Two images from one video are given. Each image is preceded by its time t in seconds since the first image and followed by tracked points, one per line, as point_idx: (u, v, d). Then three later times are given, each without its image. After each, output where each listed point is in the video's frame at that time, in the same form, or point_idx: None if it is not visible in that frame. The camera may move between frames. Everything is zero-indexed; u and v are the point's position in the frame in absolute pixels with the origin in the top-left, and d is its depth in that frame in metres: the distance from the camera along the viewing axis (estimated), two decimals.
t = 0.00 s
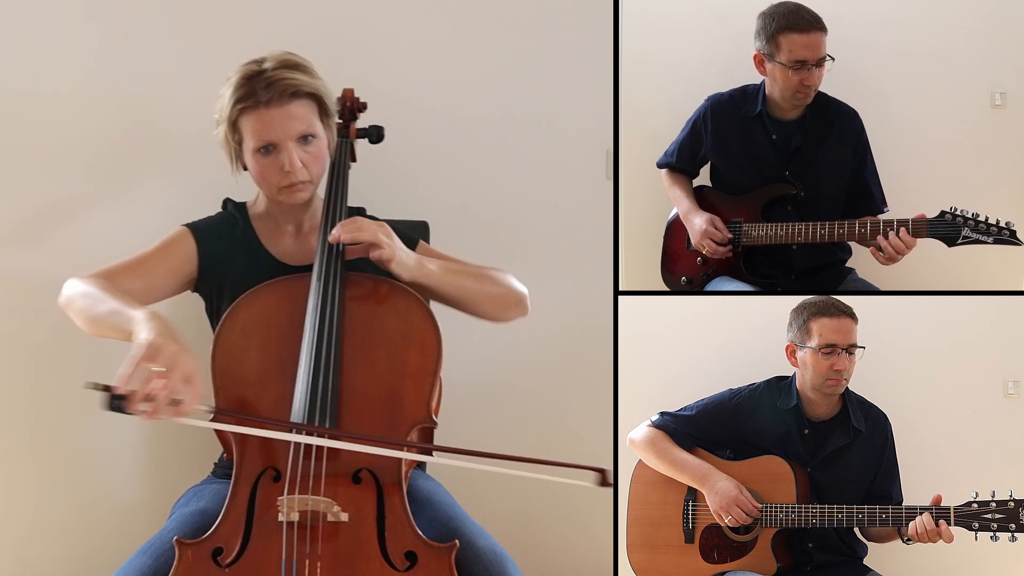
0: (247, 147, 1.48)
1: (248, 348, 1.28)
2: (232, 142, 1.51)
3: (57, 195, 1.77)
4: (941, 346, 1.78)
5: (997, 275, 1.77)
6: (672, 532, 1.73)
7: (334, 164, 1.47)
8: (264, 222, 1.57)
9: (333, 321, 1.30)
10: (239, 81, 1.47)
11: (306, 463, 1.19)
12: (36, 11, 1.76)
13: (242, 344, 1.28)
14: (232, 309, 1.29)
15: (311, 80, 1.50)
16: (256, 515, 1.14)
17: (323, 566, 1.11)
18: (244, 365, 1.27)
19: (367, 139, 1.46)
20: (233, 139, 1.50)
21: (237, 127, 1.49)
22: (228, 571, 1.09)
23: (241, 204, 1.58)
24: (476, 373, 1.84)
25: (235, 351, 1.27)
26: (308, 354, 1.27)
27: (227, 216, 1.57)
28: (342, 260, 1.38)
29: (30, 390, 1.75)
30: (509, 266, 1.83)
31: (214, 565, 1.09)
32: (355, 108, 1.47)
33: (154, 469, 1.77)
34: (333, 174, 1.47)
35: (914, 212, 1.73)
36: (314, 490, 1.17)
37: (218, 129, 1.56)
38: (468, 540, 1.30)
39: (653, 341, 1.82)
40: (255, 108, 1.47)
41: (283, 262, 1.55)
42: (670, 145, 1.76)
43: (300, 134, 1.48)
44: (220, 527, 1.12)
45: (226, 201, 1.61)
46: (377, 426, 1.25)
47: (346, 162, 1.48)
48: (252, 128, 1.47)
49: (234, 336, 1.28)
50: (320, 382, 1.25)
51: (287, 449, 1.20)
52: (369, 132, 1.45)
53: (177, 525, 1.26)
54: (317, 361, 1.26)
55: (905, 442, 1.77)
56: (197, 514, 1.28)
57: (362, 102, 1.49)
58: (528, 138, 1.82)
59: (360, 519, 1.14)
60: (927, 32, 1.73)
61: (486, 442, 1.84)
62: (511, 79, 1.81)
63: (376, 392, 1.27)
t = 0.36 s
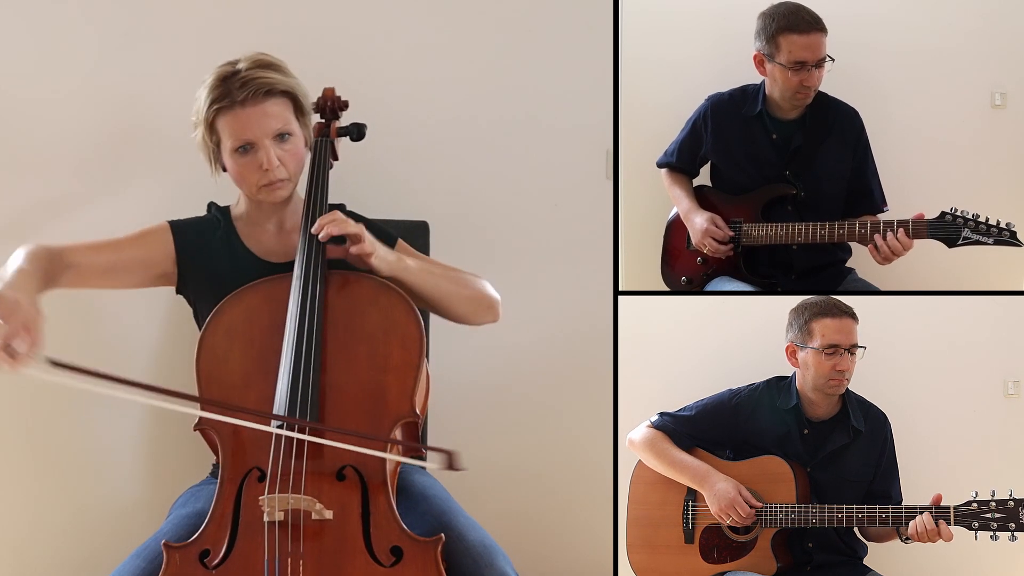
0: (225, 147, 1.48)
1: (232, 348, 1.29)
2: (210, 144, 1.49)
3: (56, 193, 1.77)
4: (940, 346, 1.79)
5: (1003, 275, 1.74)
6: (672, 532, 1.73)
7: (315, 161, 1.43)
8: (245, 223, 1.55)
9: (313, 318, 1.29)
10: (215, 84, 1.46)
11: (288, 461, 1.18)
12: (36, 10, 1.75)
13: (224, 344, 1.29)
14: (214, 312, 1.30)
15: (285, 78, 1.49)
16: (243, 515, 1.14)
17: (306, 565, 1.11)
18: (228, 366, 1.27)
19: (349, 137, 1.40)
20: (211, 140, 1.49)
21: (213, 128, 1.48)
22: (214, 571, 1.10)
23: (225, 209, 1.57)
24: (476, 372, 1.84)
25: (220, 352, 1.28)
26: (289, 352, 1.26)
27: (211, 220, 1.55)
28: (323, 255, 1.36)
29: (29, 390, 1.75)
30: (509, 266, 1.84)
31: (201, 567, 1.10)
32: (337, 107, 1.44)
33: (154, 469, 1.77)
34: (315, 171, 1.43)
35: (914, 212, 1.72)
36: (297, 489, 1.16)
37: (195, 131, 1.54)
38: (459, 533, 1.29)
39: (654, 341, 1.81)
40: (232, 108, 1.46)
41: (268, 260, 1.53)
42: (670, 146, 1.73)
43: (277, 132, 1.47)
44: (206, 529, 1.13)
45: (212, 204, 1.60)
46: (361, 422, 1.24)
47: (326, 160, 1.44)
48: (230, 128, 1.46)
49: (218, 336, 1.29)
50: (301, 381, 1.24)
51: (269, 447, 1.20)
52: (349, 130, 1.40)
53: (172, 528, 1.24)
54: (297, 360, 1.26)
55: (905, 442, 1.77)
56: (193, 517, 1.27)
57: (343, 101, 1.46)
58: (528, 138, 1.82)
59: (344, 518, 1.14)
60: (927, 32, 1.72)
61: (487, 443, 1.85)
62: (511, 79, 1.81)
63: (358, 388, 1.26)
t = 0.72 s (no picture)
0: (225, 138, 1.47)
1: (237, 347, 1.28)
2: (210, 137, 1.49)
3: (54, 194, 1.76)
4: (940, 345, 1.79)
5: (1002, 273, 1.75)
6: (673, 532, 1.73)
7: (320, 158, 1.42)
8: (247, 219, 1.55)
9: (321, 316, 1.30)
10: (214, 74, 1.47)
11: (297, 462, 1.18)
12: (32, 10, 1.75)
13: (231, 342, 1.29)
14: (220, 310, 1.30)
15: (283, 68, 1.50)
16: (249, 515, 1.13)
17: (313, 565, 1.10)
18: (234, 365, 1.27)
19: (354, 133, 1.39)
20: (211, 132, 1.49)
21: (213, 119, 1.48)
22: (219, 570, 1.09)
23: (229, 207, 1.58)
24: (475, 373, 1.85)
25: (225, 349, 1.28)
26: (296, 351, 1.26)
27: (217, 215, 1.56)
28: (331, 254, 1.37)
29: (30, 390, 1.75)
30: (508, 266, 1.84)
31: (206, 566, 1.09)
32: (343, 104, 1.44)
33: (154, 469, 1.77)
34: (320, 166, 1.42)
35: (915, 212, 1.72)
36: (304, 490, 1.16)
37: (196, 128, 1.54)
38: (463, 535, 1.29)
39: (654, 341, 1.81)
40: (231, 97, 1.46)
41: (270, 255, 1.53)
42: (670, 146, 1.73)
43: (276, 121, 1.47)
44: (211, 527, 1.12)
45: (214, 202, 1.61)
46: (368, 424, 1.23)
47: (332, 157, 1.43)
48: (229, 118, 1.46)
49: (223, 335, 1.29)
50: (308, 380, 1.24)
51: (274, 447, 1.20)
52: (354, 126, 1.37)
53: (175, 526, 1.25)
54: (304, 359, 1.26)
55: (905, 442, 1.77)
56: (196, 514, 1.28)
57: (348, 99, 1.46)
58: (527, 138, 1.82)
59: (351, 518, 1.14)
60: (927, 32, 1.72)
61: (487, 444, 1.85)
62: (511, 79, 1.81)
63: (365, 388, 1.26)
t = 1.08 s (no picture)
0: (255, 141, 1.47)
1: (255, 347, 1.27)
2: (239, 137, 1.48)
3: (53, 193, 1.76)
4: (940, 345, 1.79)
5: (1002, 274, 1.75)
6: (673, 532, 1.73)
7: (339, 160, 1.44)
8: (265, 218, 1.55)
9: (341, 319, 1.29)
10: (252, 76, 1.45)
11: (315, 462, 1.18)
12: (32, 9, 1.75)
13: (247, 341, 1.27)
14: (236, 308, 1.28)
15: (321, 76, 1.49)
16: (265, 514, 1.13)
17: (330, 566, 1.11)
18: (251, 364, 1.26)
19: (372, 137, 1.41)
20: (241, 133, 1.48)
21: (244, 120, 1.46)
22: (234, 568, 1.09)
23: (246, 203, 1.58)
24: (475, 373, 1.85)
25: (242, 348, 1.26)
26: (315, 354, 1.26)
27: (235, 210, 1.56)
28: (349, 257, 1.36)
29: (31, 389, 1.75)
30: (508, 265, 1.84)
31: (221, 564, 1.09)
32: (361, 106, 1.44)
33: (155, 469, 1.77)
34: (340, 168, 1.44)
35: (915, 212, 1.72)
36: (322, 490, 1.16)
37: (223, 123, 1.52)
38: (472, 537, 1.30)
39: (654, 341, 1.81)
40: (267, 102, 1.45)
41: (287, 255, 1.54)
42: (670, 146, 1.74)
43: (309, 130, 1.47)
44: (226, 524, 1.12)
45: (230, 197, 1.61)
46: (386, 430, 1.24)
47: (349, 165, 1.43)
48: (262, 122, 1.45)
49: (240, 333, 1.27)
50: (328, 384, 1.24)
51: (294, 446, 1.19)
52: (374, 130, 1.40)
53: (181, 523, 1.25)
54: (324, 362, 1.25)
55: (906, 443, 1.77)
56: (199, 512, 1.28)
57: (367, 101, 1.46)
58: (528, 138, 1.82)
59: (367, 520, 1.14)
60: (927, 32, 1.72)
61: (487, 443, 1.85)
62: (511, 79, 1.81)
63: (383, 393, 1.26)
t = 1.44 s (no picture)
0: (271, 145, 1.46)
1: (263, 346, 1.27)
2: (254, 138, 1.47)
3: (53, 194, 1.76)
4: (940, 345, 1.79)
5: (1002, 274, 1.75)
6: (673, 532, 1.73)
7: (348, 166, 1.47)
8: (273, 220, 1.55)
9: (349, 322, 1.30)
10: (272, 80, 1.44)
11: (323, 465, 1.18)
12: (31, 9, 1.74)
13: (256, 340, 1.27)
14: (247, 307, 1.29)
15: (339, 83, 1.49)
16: (272, 515, 1.13)
17: (337, 567, 1.10)
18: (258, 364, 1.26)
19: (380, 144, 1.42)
20: (257, 135, 1.46)
21: (262, 124, 1.46)
22: (239, 567, 1.09)
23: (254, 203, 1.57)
24: (475, 373, 1.85)
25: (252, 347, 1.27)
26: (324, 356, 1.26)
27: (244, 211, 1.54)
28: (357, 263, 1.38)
29: (31, 389, 1.75)
30: (509, 265, 1.84)
31: (226, 563, 1.09)
32: (370, 113, 1.44)
33: (156, 469, 1.77)
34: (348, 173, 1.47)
35: (915, 212, 1.72)
36: (331, 492, 1.17)
37: (239, 123, 1.52)
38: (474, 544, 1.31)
39: (654, 341, 1.81)
40: (286, 107, 1.44)
41: (293, 258, 1.55)
42: (670, 146, 1.74)
43: (326, 137, 1.47)
44: (231, 525, 1.12)
45: (236, 198, 1.59)
46: (392, 433, 1.24)
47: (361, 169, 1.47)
48: (279, 127, 1.44)
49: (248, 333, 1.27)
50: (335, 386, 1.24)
51: (302, 448, 1.19)
52: (382, 137, 1.41)
53: (182, 522, 1.25)
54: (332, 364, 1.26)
55: (906, 443, 1.77)
56: (202, 512, 1.28)
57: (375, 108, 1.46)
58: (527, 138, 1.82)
59: (373, 522, 1.14)
60: (927, 32, 1.72)
61: (486, 443, 1.85)
62: (511, 79, 1.81)
63: (390, 396, 1.27)
